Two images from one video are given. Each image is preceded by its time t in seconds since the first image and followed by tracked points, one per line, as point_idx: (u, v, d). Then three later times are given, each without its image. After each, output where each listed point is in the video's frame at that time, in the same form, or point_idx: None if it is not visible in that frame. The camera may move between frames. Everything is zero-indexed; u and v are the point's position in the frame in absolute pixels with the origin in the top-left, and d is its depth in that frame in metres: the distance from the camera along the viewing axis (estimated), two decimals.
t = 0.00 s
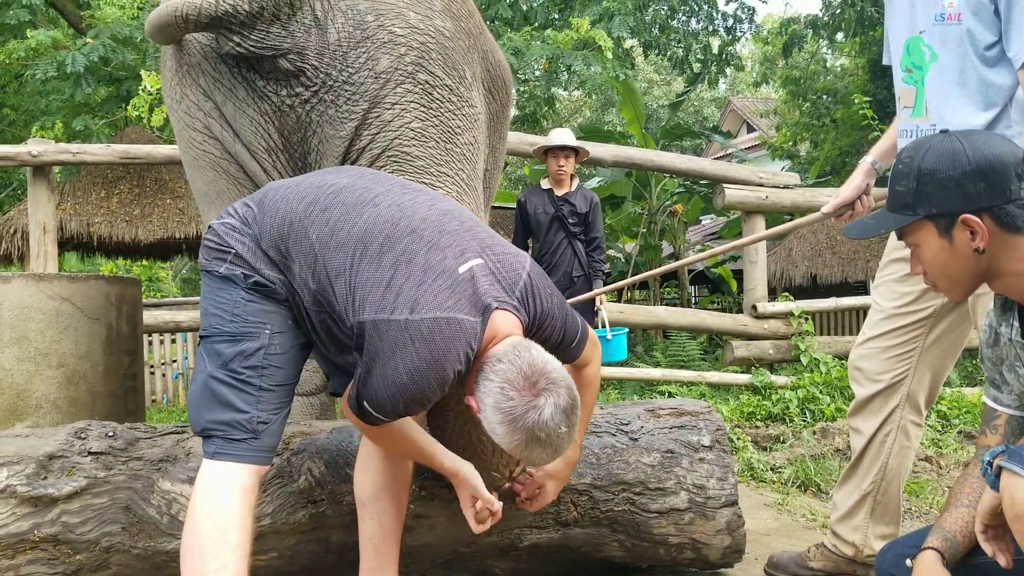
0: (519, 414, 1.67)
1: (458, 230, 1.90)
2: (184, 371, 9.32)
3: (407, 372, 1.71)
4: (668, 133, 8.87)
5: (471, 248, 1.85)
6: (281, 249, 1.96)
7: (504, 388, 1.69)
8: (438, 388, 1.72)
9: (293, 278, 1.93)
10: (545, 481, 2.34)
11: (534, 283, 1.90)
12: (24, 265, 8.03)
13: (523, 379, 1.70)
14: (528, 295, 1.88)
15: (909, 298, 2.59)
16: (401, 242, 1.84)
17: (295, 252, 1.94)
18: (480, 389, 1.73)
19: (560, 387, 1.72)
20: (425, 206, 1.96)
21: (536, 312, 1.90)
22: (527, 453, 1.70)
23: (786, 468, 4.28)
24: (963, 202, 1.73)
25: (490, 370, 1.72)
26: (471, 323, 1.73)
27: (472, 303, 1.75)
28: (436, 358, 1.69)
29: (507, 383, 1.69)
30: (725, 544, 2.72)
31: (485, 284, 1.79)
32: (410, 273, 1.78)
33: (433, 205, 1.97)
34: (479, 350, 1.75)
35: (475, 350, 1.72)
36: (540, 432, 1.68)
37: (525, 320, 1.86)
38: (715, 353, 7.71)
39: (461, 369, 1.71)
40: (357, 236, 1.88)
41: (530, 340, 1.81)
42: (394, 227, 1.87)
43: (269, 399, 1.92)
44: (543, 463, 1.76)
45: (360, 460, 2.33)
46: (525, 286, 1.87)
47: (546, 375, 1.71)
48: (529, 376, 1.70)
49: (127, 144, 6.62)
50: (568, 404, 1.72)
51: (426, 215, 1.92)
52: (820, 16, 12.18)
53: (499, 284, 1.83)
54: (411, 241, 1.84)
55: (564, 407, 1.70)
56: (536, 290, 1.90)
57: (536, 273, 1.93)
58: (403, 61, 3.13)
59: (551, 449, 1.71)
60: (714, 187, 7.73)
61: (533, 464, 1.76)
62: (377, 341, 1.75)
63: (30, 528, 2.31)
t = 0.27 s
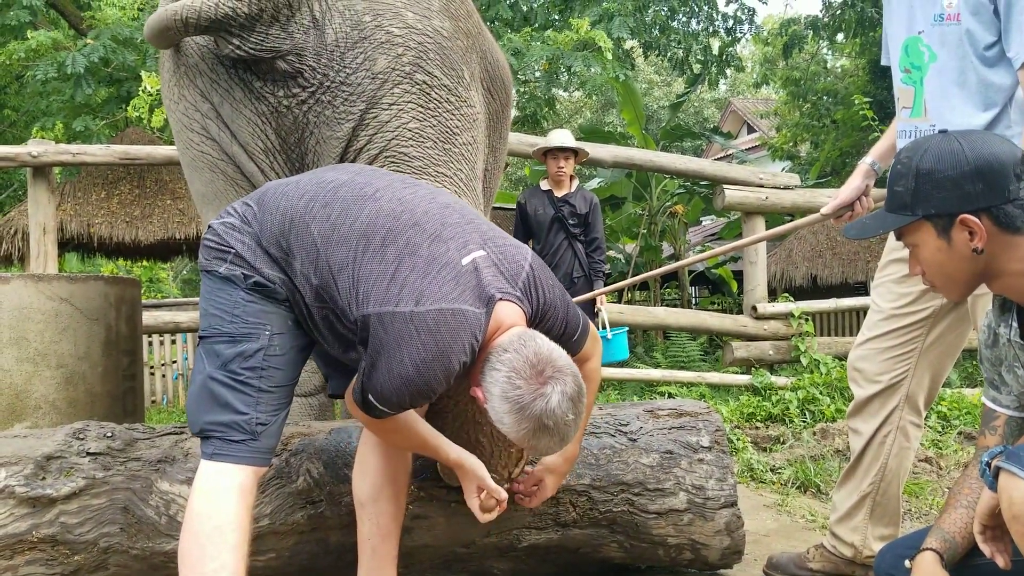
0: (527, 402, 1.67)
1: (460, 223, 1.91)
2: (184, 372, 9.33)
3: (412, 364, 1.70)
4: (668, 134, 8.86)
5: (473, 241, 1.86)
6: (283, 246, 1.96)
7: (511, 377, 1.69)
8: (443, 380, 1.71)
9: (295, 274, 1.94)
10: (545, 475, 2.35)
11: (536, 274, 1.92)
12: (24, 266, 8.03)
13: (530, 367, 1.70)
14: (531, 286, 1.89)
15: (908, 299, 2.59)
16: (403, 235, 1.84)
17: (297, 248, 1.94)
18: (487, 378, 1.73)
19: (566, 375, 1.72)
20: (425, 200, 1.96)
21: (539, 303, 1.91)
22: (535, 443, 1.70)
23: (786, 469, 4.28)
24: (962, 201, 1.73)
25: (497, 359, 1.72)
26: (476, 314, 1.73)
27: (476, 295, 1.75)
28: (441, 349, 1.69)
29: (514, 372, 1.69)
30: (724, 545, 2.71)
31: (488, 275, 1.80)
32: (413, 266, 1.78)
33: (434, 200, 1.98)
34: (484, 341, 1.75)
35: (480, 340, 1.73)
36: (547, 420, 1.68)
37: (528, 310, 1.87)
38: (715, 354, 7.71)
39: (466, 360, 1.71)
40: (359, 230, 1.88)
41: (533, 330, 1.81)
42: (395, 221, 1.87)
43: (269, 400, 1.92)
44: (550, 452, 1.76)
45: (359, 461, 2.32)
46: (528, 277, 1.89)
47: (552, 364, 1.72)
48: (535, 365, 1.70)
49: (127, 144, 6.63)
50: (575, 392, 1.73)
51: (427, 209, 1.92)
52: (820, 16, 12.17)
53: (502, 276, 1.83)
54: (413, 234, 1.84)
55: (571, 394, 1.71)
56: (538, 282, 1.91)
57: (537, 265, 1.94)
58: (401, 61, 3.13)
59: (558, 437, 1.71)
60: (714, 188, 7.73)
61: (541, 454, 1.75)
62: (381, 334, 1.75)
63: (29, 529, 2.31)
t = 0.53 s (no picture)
0: (535, 395, 1.67)
1: (461, 219, 1.91)
2: (183, 373, 9.33)
3: (416, 360, 1.70)
4: (667, 134, 8.85)
5: (475, 237, 1.86)
6: (285, 245, 1.96)
7: (519, 370, 1.68)
8: (447, 377, 1.71)
9: (298, 272, 1.93)
10: (545, 473, 2.33)
11: (539, 269, 1.92)
12: (23, 267, 8.03)
13: (538, 361, 1.70)
14: (533, 282, 1.89)
15: (906, 298, 2.59)
16: (407, 231, 1.84)
17: (300, 245, 1.94)
18: (493, 373, 1.72)
19: (573, 368, 1.72)
20: (427, 197, 1.96)
21: (541, 298, 1.91)
22: (543, 437, 1.70)
23: (784, 469, 4.28)
24: (959, 201, 1.73)
25: (503, 354, 1.71)
26: (482, 310, 1.73)
27: (481, 291, 1.75)
28: (447, 344, 1.69)
29: (521, 366, 1.69)
30: (722, 545, 2.71)
31: (492, 271, 1.80)
32: (417, 261, 1.78)
33: (435, 196, 1.98)
34: (490, 337, 1.75)
35: (486, 335, 1.72)
36: (555, 413, 1.68)
37: (531, 306, 1.87)
38: (714, 354, 7.71)
39: (472, 355, 1.71)
40: (362, 228, 1.88)
41: (538, 325, 1.81)
42: (398, 218, 1.87)
43: (268, 401, 1.92)
44: (557, 446, 1.75)
45: (357, 461, 2.32)
46: (530, 272, 1.89)
47: (559, 357, 1.72)
48: (543, 358, 1.70)
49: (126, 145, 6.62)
50: (582, 385, 1.73)
51: (430, 205, 1.92)
52: (818, 16, 12.17)
53: (505, 272, 1.83)
54: (417, 230, 1.84)
55: (578, 387, 1.71)
56: (540, 277, 1.91)
57: (539, 261, 1.95)
58: (398, 61, 3.13)
59: (567, 430, 1.71)
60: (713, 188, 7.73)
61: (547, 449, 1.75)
62: (385, 330, 1.75)
63: (26, 530, 2.30)
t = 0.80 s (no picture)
0: (545, 391, 1.67)
1: (463, 217, 1.91)
2: (183, 374, 9.33)
3: (423, 359, 1.70)
4: (667, 133, 8.85)
5: (478, 235, 1.86)
6: (287, 244, 1.95)
7: (528, 367, 1.69)
8: (454, 375, 1.71)
9: (300, 272, 1.93)
10: (545, 470, 2.34)
11: (541, 267, 1.93)
12: (22, 269, 8.03)
13: (547, 357, 1.70)
14: (536, 279, 1.90)
15: (906, 296, 2.58)
16: (410, 231, 1.83)
17: (303, 245, 1.93)
18: (501, 370, 1.72)
19: (582, 363, 1.73)
20: (429, 196, 1.96)
21: (544, 295, 1.91)
22: (554, 432, 1.71)
23: (784, 468, 4.28)
24: (957, 199, 1.73)
25: (511, 351, 1.72)
26: (488, 309, 1.73)
27: (486, 290, 1.75)
28: (454, 342, 1.69)
29: (530, 363, 1.69)
30: (722, 545, 2.71)
31: (496, 269, 1.80)
32: (422, 260, 1.78)
33: (437, 194, 1.98)
34: (496, 335, 1.75)
35: (492, 333, 1.73)
36: (565, 408, 1.69)
37: (535, 304, 1.87)
38: (714, 354, 7.71)
39: (479, 353, 1.71)
40: (365, 227, 1.87)
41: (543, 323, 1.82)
42: (401, 218, 1.86)
43: (270, 402, 1.91)
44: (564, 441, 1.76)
45: (356, 462, 2.31)
46: (533, 270, 1.90)
47: (568, 353, 1.73)
48: (552, 355, 1.70)
49: (125, 146, 6.63)
50: (590, 380, 1.74)
51: (432, 204, 1.92)
52: (817, 15, 12.17)
53: (509, 271, 1.84)
54: (421, 230, 1.84)
55: (588, 381, 1.73)
56: (543, 274, 1.92)
57: (541, 259, 1.95)
58: (399, 62, 3.13)
59: (577, 424, 1.72)
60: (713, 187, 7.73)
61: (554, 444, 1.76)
62: (390, 329, 1.74)
63: (25, 531, 2.30)
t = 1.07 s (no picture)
0: (547, 392, 1.67)
1: (467, 217, 1.91)
2: (183, 374, 9.33)
3: (424, 359, 1.70)
4: (667, 133, 8.84)
5: (481, 236, 1.85)
6: (290, 244, 1.95)
7: (529, 368, 1.69)
8: (455, 375, 1.71)
9: (304, 272, 1.93)
10: (545, 470, 2.33)
11: (543, 268, 1.92)
12: (23, 269, 8.02)
13: (548, 358, 1.70)
14: (539, 281, 1.89)
15: (907, 295, 2.58)
16: (413, 231, 1.83)
17: (306, 246, 1.93)
18: (502, 371, 1.72)
19: (583, 365, 1.73)
20: (433, 196, 1.96)
21: (547, 297, 1.91)
22: (554, 434, 1.70)
23: (785, 467, 4.28)
24: (957, 197, 1.73)
25: (513, 352, 1.71)
26: (489, 311, 1.72)
27: (488, 291, 1.75)
28: (456, 342, 1.69)
29: (531, 364, 1.69)
30: (723, 544, 2.71)
31: (498, 270, 1.80)
32: (424, 260, 1.78)
33: (441, 194, 1.98)
34: (497, 336, 1.75)
35: (493, 334, 1.72)
36: (566, 410, 1.69)
37: (537, 305, 1.87)
38: (714, 353, 7.70)
39: (480, 353, 1.71)
40: (368, 227, 1.87)
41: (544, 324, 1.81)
42: (404, 218, 1.86)
43: (272, 400, 1.91)
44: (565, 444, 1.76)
45: (357, 461, 2.31)
46: (535, 271, 1.89)
47: (569, 355, 1.72)
48: (553, 356, 1.70)
49: (125, 146, 6.62)
50: (591, 383, 1.74)
51: (435, 204, 1.92)
52: (817, 15, 12.16)
53: (512, 272, 1.83)
54: (424, 230, 1.83)
55: (589, 384, 1.72)
56: (545, 276, 1.91)
57: (544, 260, 1.95)
58: (402, 62, 3.14)
59: (577, 427, 1.72)
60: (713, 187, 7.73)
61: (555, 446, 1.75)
62: (392, 329, 1.75)
63: (25, 531, 2.30)
